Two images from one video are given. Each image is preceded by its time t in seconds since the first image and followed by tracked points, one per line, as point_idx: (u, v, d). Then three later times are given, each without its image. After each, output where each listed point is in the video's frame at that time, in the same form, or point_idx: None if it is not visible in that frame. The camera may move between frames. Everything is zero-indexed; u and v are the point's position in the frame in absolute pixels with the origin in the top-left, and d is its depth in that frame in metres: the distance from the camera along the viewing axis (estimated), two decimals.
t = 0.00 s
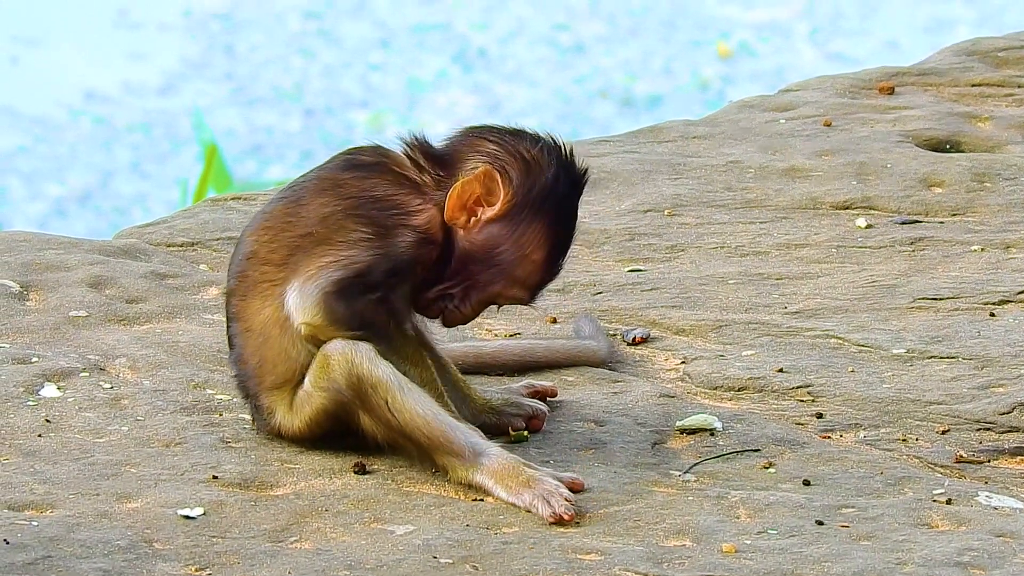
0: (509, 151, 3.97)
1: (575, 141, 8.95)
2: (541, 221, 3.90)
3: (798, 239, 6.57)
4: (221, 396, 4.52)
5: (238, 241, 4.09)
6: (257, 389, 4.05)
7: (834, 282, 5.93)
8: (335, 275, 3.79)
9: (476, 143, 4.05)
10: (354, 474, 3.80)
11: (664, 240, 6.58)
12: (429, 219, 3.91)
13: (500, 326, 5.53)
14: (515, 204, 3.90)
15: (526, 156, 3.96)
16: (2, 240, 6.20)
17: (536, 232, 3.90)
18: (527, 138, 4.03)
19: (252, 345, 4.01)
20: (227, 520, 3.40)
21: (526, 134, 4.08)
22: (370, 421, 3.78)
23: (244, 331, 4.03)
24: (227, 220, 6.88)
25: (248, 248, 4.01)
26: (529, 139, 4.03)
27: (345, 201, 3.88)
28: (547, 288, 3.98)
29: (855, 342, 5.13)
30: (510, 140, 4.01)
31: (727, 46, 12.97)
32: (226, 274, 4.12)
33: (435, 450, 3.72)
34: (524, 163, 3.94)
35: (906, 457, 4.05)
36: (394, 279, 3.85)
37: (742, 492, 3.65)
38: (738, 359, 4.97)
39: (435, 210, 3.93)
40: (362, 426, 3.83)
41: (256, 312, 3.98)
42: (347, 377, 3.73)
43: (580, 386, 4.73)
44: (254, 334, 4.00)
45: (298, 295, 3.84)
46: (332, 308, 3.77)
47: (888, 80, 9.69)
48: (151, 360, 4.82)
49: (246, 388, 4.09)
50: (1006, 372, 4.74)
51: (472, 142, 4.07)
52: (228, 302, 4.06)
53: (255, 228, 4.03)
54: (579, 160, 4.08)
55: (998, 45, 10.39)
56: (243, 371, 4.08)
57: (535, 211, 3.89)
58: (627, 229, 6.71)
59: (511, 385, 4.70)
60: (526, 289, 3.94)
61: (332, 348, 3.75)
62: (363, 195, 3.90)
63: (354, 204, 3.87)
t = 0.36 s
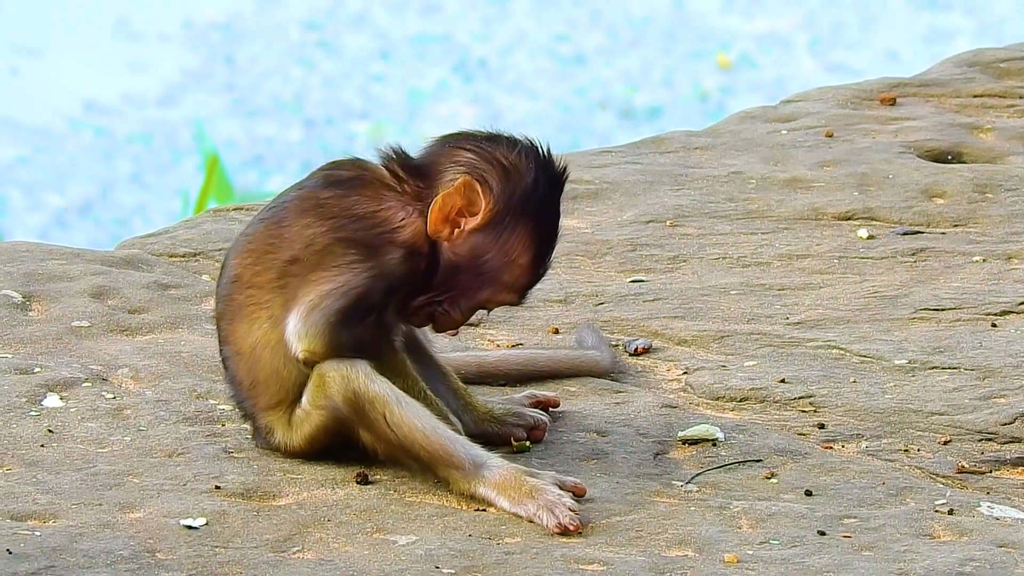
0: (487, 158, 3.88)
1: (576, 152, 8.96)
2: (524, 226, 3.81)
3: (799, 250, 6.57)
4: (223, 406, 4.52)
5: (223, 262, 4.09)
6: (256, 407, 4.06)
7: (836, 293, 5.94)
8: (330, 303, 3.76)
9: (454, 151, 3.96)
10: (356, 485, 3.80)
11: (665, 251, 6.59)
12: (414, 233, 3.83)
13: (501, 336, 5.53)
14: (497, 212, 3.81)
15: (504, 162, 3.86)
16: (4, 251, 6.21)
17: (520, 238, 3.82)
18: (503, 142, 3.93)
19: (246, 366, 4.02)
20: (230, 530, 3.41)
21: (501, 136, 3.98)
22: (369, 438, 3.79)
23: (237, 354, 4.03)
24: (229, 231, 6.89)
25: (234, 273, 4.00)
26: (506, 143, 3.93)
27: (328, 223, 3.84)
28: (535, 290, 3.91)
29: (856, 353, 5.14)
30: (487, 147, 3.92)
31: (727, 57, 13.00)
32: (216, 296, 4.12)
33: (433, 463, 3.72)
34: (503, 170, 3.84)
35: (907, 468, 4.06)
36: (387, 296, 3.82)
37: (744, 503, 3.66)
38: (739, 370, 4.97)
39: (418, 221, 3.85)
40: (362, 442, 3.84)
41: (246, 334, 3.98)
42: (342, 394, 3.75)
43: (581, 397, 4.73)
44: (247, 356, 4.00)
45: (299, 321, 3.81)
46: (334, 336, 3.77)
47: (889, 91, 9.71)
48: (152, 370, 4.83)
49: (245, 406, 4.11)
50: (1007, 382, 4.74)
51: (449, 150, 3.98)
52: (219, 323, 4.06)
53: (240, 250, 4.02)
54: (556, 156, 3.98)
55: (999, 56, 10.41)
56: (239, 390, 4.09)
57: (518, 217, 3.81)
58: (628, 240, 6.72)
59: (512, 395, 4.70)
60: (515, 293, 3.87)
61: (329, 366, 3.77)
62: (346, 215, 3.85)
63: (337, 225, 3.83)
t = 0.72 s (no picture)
0: (444, 138, 3.87)
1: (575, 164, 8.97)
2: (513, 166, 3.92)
3: (798, 262, 6.58)
4: (222, 418, 4.52)
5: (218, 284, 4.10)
6: (253, 425, 4.07)
7: (835, 305, 5.94)
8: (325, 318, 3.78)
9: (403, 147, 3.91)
10: (356, 497, 3.80)
11: (664, 263, 6.59)
12: (412, 244, 3.85)
13: (501, 349, 5.53)
14: (488, 173, 3.87)
15: (463, 130, 3.87)
16: (4, 263, 6.22)
17: (516, 175, 3.93)
18: (440, 112, 3.91)
19: (242, 384, 4.03)
20: (229, 543, 3.41)
21: (430, 107, 3.95)
22: (366, 450, 3.78)
23: (233, 373, 4.04)
24: (228, 243, 6.90)
25: (229, 294, 4.01)
26: (442, 110, 3.91)
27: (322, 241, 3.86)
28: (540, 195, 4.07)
29: (856, 366, 5.14)
30: (435, 127, 3.89)
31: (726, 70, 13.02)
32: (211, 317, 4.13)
33: (434, 477, 3.71)
34: (466, 138, 3.86)
35: (907, 480, 4.06)
36: (383, 308, 3.85)
37: (743, 515, 3.66)
38: (739, 383, 4.97)
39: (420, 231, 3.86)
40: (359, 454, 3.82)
41: (242, 353, 3.99)
42: (341, 407, 3.74)
43: (581, 410, 4.73)
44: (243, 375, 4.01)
45: (294, 336, 3.82)
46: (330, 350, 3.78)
47: (888, 103, 9.72)
48: (152, 382, 4.83)
49: (243, 423, 4.12)
50: (1007, 395, 4.74)
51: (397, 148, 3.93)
52: (214, 342, 4.08)
53: (235, 271, 4.03)
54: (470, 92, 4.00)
55: (998, 69, 10.42)
56: (237, 409, 4.10)
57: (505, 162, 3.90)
58: (628, 252, 6.72)
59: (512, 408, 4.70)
60: (530, 220, 4.02)
61: (329, 380, 3.76)
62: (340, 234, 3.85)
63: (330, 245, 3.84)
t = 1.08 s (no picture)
0: (424, 148, 3.89)
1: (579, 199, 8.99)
2: (489, 148, 3.99)
3: (802, 296, 6.59)
4: (226, 452, 4.53)
5: (232, 312, 4.07)
6: (262, 454, 4.03)
7: (839, 340, 5.95)
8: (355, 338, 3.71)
9: (383, 171, 3.91)
10: (359, 531, 3.80)
11: (668, 297, 6.61)
12: (426, 255, 3.86)
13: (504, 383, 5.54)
14: (474, 165, 3.93)
15: (436, 135, 3.91)
16: (8, 296, 6.24)
17: (496, 154, 4.01)
18: (406, 127, 3.93)
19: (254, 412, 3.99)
20: None
21: (392, 124, 3.96)
22: (358, 462, 3.84)
23: (243, 401, 4.01)
24: (232, 277, 6.92)
25: (243, 322, 3.98)
26: (406, 124, 3.93)
27: (340, 264, 3.82)
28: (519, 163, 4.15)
29: (859, 400, 5.14)
30: (408, 142, 3.91)
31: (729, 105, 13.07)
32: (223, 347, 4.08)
33: (419, 473, 3.89)
34: (444, 142, 3.90)
35: (911, 515, 4.06)
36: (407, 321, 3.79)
37: (747, 550, 3.65)
38: (742, 417, 4.97)
39: (428, 242, 3.89)
40: (347, 468, 3.86)
41: (255, 379, 3.95)
42: (338, 421, 3.75)
43: (584, 444, 4.73)
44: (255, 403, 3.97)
45: (328, 356, 3.73)
46: (364, 366, 3.70)
47: (892, 138, 9.74)
48: (155, 416, 4.83)
49: (251, 454, 4.08)
50: (1010, 430, 4.74)
51: (377, 175, 3.92)
52: (226, 369, 4.04)
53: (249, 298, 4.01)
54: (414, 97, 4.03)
55: (1001, 104, 10.45)
56: (246, 438, 4.06)
57: (482, 147, 3.97)
58: (632, 286, 6.74)
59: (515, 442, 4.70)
60: (519, 190, 4.10)
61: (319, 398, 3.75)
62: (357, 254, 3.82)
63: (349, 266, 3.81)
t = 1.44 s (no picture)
0: (415, 161, 3.92)
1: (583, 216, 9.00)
2: (482, 157, 4.02)
3: (805, 313, 6.59)
4: (229, 467, 4.53)
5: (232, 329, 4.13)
6: (260, 469, 4.07)
7: (842, 357, 5.95)
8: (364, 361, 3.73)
9: (375, 185, 3.92)
10: (362, 546, 3.81)
11: (671, 314, 6.61)
12: (417, 261, 3.85)
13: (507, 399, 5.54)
14: (467, 174, 3.96)
15: (427, 147, 3.94)
16: (11, 312, 6.25)
17: (488, 163, 4.04)
18: (396, 141, 3.96)
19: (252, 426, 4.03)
20: None
21: (382, 140, 3.99)
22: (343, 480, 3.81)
23: (244, 412, 4.04)
24: (236, 292, 6.93)
25: (242, 336, 4.03)
26: (397, 137, 3.96)
27: (336, 276, 3.84)
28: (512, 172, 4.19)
29: (862, 417, 5.14)
30: (399, 155, 3.94)
31: (732, 122, 13.09)
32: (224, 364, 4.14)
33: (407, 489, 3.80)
34: (434, 154, 3.93)
35: (913, 531, 4.05)
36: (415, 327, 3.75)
37: (749, 566, 3.66)
38: (745, 434, 4.97)
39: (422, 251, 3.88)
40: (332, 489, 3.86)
41: (253, 392, 3.99)
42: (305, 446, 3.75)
43: (587, 460, 4.73)
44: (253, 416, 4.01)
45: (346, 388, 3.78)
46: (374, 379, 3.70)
47: (895, 155, 9.75)
48: (158, 431, 4.84)
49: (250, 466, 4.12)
50: (1013, 447, 4.74)
51: (371, 188, 3.93)
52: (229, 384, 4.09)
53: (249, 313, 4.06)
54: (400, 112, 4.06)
55: (1004, 121, 10.46)
56: (247, 451, 4.10)
57: (473, 155, 4.00)
58: (635, 303, 6.74)
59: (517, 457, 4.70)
60: (512, 199, 4.12)
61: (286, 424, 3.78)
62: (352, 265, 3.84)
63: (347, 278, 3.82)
